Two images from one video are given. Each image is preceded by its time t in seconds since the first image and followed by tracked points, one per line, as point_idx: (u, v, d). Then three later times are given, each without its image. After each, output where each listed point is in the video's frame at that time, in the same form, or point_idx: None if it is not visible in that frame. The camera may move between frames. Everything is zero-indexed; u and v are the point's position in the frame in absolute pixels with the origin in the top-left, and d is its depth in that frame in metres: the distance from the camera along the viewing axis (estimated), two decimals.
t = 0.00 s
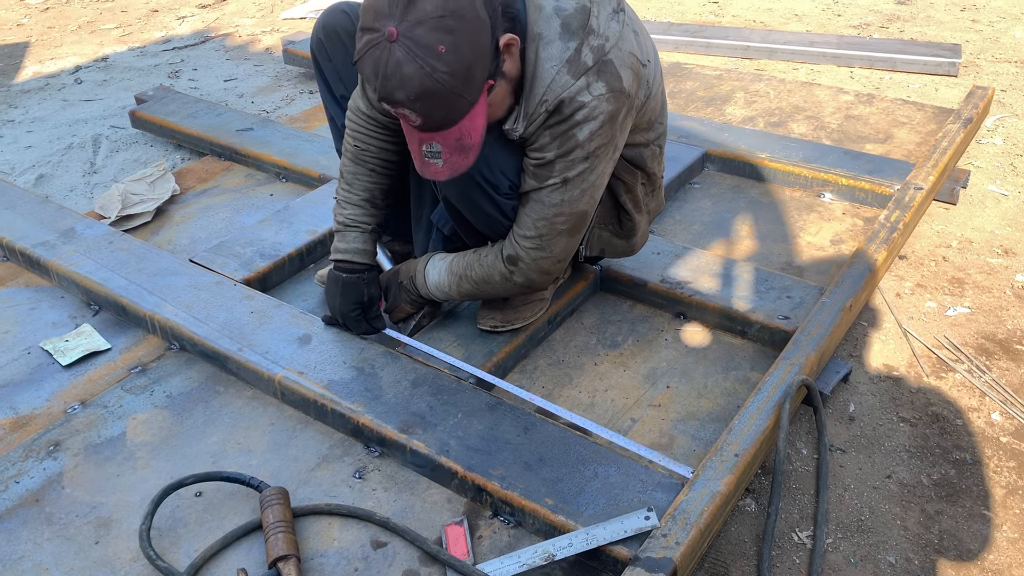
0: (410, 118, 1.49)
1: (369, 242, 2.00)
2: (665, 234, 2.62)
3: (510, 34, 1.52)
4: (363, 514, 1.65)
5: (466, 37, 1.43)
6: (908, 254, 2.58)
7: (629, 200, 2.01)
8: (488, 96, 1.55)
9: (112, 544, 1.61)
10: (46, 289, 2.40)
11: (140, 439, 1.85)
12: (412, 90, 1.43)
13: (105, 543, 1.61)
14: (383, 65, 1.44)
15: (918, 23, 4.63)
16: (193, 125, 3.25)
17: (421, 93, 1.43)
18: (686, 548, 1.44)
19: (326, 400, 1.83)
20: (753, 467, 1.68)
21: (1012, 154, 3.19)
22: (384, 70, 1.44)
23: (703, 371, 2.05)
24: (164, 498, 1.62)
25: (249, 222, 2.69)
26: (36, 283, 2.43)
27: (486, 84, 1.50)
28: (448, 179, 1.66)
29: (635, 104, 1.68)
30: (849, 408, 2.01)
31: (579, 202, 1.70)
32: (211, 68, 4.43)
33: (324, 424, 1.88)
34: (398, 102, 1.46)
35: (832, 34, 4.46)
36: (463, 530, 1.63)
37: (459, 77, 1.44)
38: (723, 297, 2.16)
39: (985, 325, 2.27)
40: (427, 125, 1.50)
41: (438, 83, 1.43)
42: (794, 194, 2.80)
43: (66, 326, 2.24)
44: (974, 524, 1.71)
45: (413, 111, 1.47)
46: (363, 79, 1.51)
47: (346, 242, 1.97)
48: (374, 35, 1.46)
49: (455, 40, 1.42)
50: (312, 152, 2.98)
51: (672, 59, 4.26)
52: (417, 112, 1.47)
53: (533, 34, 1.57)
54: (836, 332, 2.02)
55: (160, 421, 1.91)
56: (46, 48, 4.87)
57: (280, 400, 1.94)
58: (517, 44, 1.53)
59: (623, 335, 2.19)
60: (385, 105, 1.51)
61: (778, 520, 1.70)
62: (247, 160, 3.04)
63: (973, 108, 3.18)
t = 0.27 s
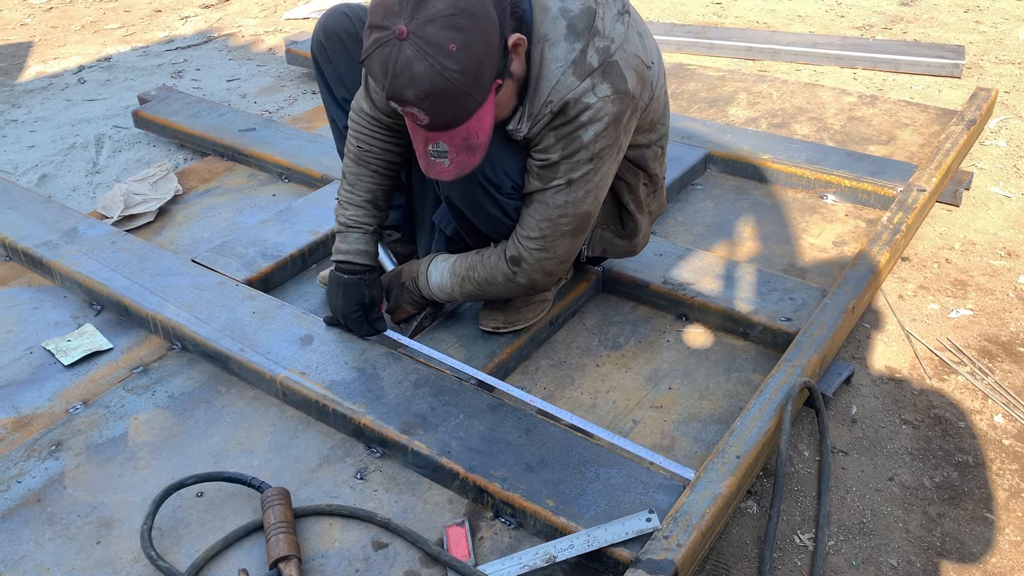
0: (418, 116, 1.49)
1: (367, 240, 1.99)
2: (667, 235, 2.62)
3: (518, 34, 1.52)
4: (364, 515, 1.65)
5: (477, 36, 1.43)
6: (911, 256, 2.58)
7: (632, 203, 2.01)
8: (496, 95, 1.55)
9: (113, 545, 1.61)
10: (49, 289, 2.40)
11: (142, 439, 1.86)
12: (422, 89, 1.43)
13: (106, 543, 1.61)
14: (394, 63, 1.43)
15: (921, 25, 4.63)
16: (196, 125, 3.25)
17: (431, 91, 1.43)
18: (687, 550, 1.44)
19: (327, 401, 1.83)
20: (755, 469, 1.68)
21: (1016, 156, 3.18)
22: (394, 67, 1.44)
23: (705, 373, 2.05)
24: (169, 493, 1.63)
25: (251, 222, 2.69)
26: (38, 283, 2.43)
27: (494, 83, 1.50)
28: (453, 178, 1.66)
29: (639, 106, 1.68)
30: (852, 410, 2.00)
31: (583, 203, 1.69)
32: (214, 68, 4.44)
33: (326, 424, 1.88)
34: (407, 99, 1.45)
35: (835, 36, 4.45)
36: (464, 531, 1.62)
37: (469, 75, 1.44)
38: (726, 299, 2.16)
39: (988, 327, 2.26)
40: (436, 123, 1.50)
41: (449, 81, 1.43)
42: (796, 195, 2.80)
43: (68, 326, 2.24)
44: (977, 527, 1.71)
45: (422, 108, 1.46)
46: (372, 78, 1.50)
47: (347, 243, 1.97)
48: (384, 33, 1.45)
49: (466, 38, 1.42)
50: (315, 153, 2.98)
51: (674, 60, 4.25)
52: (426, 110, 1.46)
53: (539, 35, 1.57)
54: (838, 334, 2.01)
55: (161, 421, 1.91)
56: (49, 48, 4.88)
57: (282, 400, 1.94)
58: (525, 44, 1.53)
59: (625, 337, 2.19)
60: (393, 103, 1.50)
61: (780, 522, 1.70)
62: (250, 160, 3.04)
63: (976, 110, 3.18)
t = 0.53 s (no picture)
0: (417, 73, 1.45)
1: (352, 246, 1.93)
2: (666, 234, 2.62)
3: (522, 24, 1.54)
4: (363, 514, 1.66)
5: (493, 7, 1.45)
6: (910, 255, 2.58)
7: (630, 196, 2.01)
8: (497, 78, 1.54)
9: (112, 543, 1.61)
10: (49, 288, 2.41)
11: (141, 438, 1.86)
12: (432, 40, 1.41)
13: (106, 541, 1.62)
14: (406, 11, 1.41)
15: (921, 25, 4.63)
16: (196, 125, 3.25)
17: (441, 42, 1.41)
18: (685, 549, 1.44)
19: (326, 400, 1.84)
20: (752, 467, 1.68)
21: (1015, 155, 3.18)
22: (405, 15, 1.41)
23: (703, 372, 2.05)
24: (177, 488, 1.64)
25: (250, 222, 2.69)
26: (37, 282, 2.43)
27: (498, 60, 1.50)
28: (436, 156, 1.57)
29: (633, 102, 1.69)
30: (850, 409, 2.01)
31: (582, 202, 1.70)
32: (213, 68, 4.44)
33: (325, 423, 1.88)
34: (413, 49, 1.42)
35: (835, 35, 4.45)
36: (463, 529, 1.63)
37: (481, 36, 1.44)
38: (724, 298, 2.16)
39: (986, 326, 2.27)
40: (436, 82, 1.46)
41: (461, 36, 1.42)
42: (796, 195, 2.80)
43: (67, 325, 2.24)
44: (974, 525, 1.71)
45: (426, 60, 1.43)
46: (375, 31, 1.46)
47: (327, 259, 1.88)
48: None
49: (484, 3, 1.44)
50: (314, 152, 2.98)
51: (674, 60, 4.25)
52: (430, 65, 1.44)
53: (533, 34, 1.58)
54: (836, 333, 2.02)
55: (160, 420, 1.91)
56: (49, 47, 4.88)
57: (281, 399, 1.94)
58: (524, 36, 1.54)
59: (623, 336, 2.19)
60: (391, 59, 1.46)
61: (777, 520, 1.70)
62: (249, 159, 3.04)
63: (975, 110, 3.18)
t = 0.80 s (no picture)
0: (408, 177, 1.41)
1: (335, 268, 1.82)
2: (665, 234, 2.63)
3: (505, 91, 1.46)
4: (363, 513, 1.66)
5: (478, 101, 1.37)
6: (908, 255, 2.58)
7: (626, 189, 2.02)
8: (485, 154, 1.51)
9: (112, 543, 1.62)
10: (49, 288, 2.41)
11: (141, 438, 1.86)
12: (420, 154, 1.36)
13: (106, 541, 1.62)
14: (390, 124, 1.34)
15: (919, 24, 4.63)
16: (195, 126, 3.26)
17: (430, 154, 1.36)
18: (685, 547, 1.45)
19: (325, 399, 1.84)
20: (752, 466, 1.69)
21: (1013, 155, 3.19)
22: (391, 128, 1.35)
23: (702, 371, 2.06)
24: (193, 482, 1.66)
25: (250, 222, 2.69)
26: (37, 283, 2.43)
27: (485, 143, 1.45)
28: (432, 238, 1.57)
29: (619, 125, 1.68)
30: (849, 408, 2.01)
31: (577, 229, 1.71)
32: (213, 69, 4.44)
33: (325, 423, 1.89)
34: (403, 162, 1.37)
35: (833, 35, 4.46)
36: (462, 529, 1.63)
37: (469, 140, 1.39)
38: (723, 297, 2.17)
39: (985, 325, 2.27)
40: (427, 183, 1.43)
41: (450, 146, 1.37)
42: (794, 194, 2.81)
43: (67, 326, 2.25)
44: (973, 524, 1.71)
45: (417, 171, 1.39)
46: (359, 135, 1.40)
47: (295, 334, 1.63)
48: (378, 91, 1.35)
49: (469, 104, 1.37)
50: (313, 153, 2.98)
51: (673, 60, 4.26)
52: (421, 173, 1.39)
53: (515, 81, 1.50)
54: (835, 332, 2.02)
55: (160, 420, 1.91)
56: (48, 49, 4.89)
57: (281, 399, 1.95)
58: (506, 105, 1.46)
59: (622, 336, 2.19)
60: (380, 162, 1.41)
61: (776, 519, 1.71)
62: (248, 160, 3.05)
63: (973, 109, 3.19)
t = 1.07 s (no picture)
0: (439, 198, 1.44)
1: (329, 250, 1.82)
2: (664, 234, 2.63)
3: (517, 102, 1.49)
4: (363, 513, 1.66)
5: (501, 112, 1.41)
6: (907, 254, 2.58)
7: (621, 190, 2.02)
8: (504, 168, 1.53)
9: (112, 544, 1.61)
10: (48, 289, 2.41)
11: (140, 439, 1.86)
12: (453, 172, 1.39)
13: (106, 542, 1.62)
14: (420, 145, 1.37)
15: (918, 24, 4.64)
16: (194, 127, 3.26)
17: (463, 172, 1.39)
18: (684, 547, 1.45)
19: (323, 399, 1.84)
20: (751, 465, 1.69)
21: (1012, 155, 3.19)
22: (421, 151, 1.37)
23: (702, 371, 2.06)
24: (226, 501, 1.66)
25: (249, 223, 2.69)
26: (36, 284, 2.43)
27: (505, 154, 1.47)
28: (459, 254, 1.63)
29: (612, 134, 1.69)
30: (848, 408, 2.01)
31: (573, 238, 1.70)
32: (211, 70, 4.44)
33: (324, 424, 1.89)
34: (436, 184, 1.40)
35: (832, 35, 4.46)
36: (462, 529, 1.63)
37: (498, 153, 1.42)
38: (723, 297, 2.17)
39: (984, 325, 2.27)
40: (456, 202, 1.45)
41: (482, 160, 1.39)
42: (793, 195, 2.81)
43: (66, 327, 2.25)
44: (973, 523, 1.71)
45: (450, 191, 1.41)
46: (386, 161, 1.42)
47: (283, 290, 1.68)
48: (403, 115, 1.37)
49: (496, 116, 1.39)
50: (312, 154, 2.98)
51: (672, 60, 4.26)
52: (454, 191, 1.42)
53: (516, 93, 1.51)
54: (835, 331, 2.02)
55: (160, 421, 1.91)
56: (47, 50, 4.88)
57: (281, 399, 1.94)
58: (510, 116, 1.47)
59: (622, 336, 2.19)
60: (408, 187, 1.43)
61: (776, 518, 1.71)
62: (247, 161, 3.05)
63: (972, 109, 3.19)
